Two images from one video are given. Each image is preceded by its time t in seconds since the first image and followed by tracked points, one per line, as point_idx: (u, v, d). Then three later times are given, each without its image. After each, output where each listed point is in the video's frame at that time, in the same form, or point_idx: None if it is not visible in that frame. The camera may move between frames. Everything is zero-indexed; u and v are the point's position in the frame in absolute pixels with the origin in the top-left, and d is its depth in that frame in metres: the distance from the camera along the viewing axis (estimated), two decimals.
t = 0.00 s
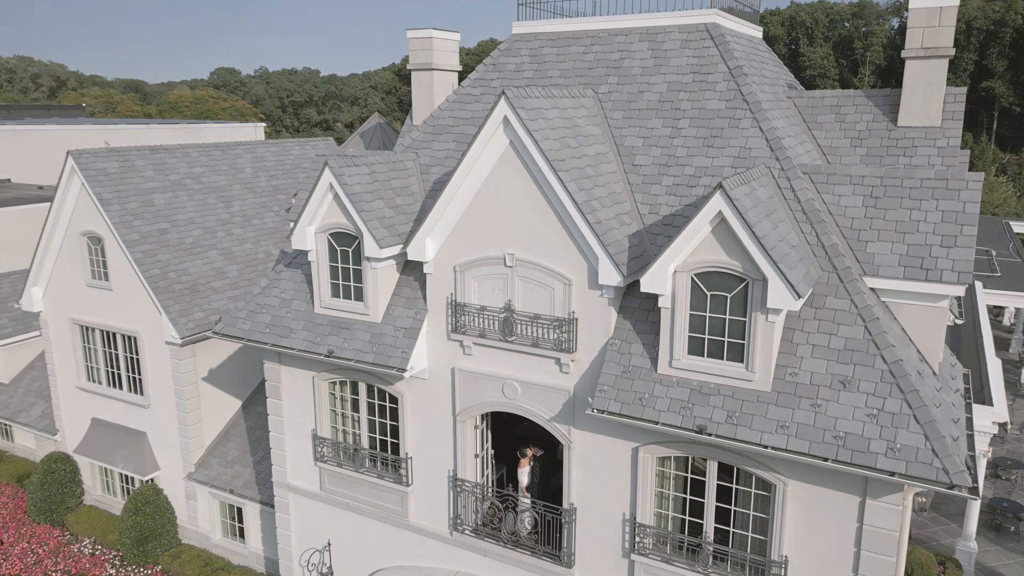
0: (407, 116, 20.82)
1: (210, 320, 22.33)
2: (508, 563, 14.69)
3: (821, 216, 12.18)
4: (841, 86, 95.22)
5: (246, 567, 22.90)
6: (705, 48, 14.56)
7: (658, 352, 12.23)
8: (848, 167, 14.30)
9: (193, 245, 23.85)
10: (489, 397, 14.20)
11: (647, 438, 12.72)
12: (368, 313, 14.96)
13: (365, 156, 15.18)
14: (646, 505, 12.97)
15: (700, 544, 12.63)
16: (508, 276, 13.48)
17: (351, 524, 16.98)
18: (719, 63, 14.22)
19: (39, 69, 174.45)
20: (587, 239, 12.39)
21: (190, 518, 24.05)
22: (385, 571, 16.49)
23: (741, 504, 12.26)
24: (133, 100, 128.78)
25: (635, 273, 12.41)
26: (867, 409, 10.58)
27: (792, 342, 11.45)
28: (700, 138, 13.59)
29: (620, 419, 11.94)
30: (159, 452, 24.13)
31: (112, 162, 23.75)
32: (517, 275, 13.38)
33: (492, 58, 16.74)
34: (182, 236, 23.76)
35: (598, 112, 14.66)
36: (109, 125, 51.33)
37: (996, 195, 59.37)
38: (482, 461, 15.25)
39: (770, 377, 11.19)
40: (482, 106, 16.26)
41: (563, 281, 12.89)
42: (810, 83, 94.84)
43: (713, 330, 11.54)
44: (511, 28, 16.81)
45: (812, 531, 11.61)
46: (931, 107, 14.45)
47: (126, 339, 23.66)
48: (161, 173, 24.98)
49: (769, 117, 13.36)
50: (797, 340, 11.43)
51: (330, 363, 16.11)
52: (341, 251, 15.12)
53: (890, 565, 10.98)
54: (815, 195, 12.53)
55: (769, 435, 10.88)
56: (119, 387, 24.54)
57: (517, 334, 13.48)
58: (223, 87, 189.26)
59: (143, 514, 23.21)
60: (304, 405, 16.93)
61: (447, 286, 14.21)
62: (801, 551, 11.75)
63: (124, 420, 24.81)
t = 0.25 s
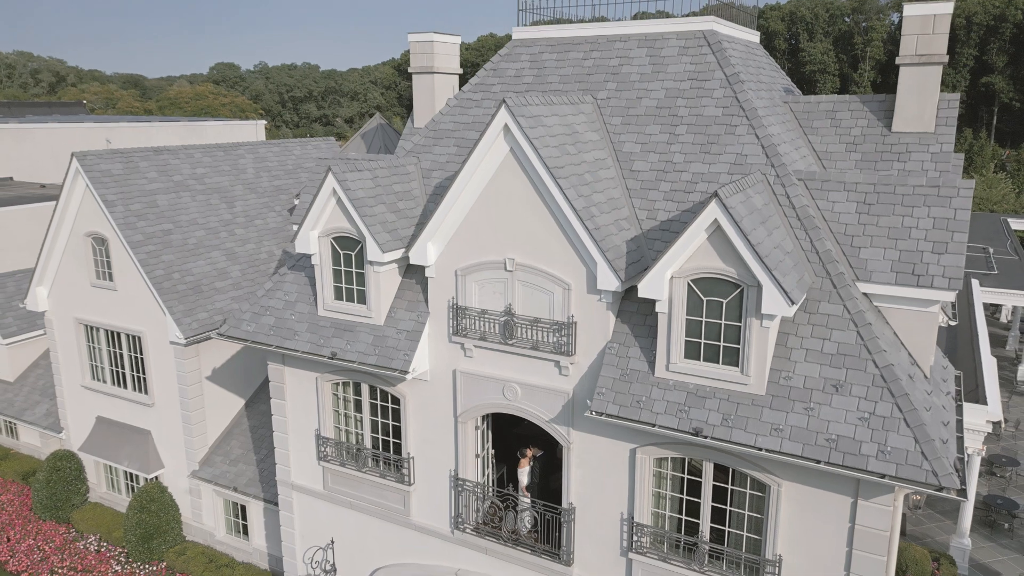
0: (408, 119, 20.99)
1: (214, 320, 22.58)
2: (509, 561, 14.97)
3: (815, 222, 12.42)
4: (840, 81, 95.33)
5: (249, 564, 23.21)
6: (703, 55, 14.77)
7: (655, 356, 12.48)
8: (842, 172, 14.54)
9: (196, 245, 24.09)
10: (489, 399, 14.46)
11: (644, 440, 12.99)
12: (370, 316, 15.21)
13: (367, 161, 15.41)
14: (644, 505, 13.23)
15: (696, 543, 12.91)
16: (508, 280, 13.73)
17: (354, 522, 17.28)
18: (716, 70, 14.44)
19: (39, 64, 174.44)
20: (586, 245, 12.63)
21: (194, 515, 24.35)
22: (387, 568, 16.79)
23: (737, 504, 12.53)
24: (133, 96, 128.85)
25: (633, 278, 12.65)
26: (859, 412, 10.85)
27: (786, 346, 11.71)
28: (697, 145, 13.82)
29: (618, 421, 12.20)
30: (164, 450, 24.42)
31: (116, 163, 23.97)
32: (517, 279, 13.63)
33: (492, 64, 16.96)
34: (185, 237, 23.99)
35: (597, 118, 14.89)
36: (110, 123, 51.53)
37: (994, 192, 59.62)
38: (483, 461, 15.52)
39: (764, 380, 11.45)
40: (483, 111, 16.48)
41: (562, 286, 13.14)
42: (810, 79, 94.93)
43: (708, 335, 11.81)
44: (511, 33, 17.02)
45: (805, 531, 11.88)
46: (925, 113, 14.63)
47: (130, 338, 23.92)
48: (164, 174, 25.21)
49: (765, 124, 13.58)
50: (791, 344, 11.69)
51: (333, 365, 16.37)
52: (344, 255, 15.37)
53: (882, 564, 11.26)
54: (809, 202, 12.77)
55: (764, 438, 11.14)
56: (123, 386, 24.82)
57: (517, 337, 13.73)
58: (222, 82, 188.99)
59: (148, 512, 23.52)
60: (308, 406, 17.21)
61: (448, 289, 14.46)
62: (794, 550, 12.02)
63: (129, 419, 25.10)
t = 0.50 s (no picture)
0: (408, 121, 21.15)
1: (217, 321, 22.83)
2: (509, 559, 15.26)
3: (809, 229, 12.66)
4: (840, 77, 95.31)
5: (253, 561, 23.52)
6: (700, 61, 14.99)
7: (653, 359, 12.74)
8: (837, 178, 14.79)
9: (200, 246, 24.33)
10: (490, 401, 14.72)
11: (642, 441, 13.26)
12: (373, 319, 15.46)
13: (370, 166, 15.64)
14: (641, 505, 13.51)
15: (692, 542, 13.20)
16: (509, 284, 13.98)
17: (357, 521, 17.57)
18: (714, 77, 14.67)
19: (38, 60, 174.36)
20: (584, 250, 12.87)
21: (198, 513, 24.65)
22: (390, 565, 17.10)
23: (732, 504, 12.81)
24: (133, 92, 128.85)
25: (631, 283, 12.89)
26: (851, 415, 11.11)
27: (780, 350, 11.98)
28: (695, 151, 14.05)
29: (616, 423, 12.46)
30: (168, 448, 24.69)
31: (120, 165, 24.19)
32: (518, 284, 13.88)
33: (493, 69, 17.19)
34: (189, 238, 24.23)
35: (596, 124, 15.12)
36: (111, 121, 51.68)
37: (993, 188, 59.77)
38: (484, 461, 15.79)
39: (758, 384, 11.71)
40: (483, 116, 16.70)
41: (561, 290, 13.39)
42: (810, 74, 94.91)
43: (705, 339, 12.07)
44: (511, 38, 17.22)
45: (799, 531, 12.16)
46: (918, 119, 14.83)
47: (134, 338, 24.18)
48: (168, 175, 25.43)
49: (761, 131, 13.80)
50: (786, 348, 11.95)
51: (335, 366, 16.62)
52: (348, 259, 15.63)
53: (873, 564, 11.53)
54: (804, 208, 13.02)
55: (758, 440, 11.40)
56: (127, 385, 25.09)
57: (517, 340, 13.98)
58: (222, 78, 188.67)
59: (153, 509, 23.81)
60: (311, 406, 17.48)
61: (450, 293, 14.71)
62: (788, 549, 12.30)
63: (133, 417, 25.38)
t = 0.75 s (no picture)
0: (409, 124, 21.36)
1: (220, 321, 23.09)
2: (509, 557, 15.56)
3: (804, 235, 12.91)
4: (840, 72, 95.33)
5: (257, 558, 23.83)
6: (698, 68, 15.21)
7: (650, 363, 13.00)
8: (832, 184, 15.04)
9: (203, 246, 24.57)
10: (491, 402, 14.99)
11: (640, 442, 13.53)
12: (375, 321, 15.72)
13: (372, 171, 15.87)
14: (639, 504, 13.79)
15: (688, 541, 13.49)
16: (509, 288, 14.23)
17: (359, 519, 17.86)
18: (711, 84, 14.90)
19: (37, 56, 174.15)
20: (583, 256, 13.11)
21: (201, 510, 24.96)
22: (392, 563, 17.43)
23: (727, 504, 13.09)
24: (132, 88, 128.79)
25: (630, 287, 13.13)
26: (843, 418, 11.37)
27: (775, 355, 12.24)
28: (692, 157, 14.28)
29: (614, 425, 12.73)
30: (171, 446, 24.97)
31: (124, 166, 24.41)
32: (518, 288, 14.13)
33: (493, 74, 17.43)
34: (192, 238, 24.46)
35: (595, 129, 15.35)
36: (111, 119, 51.82)
37: (991, 185, 59.97)
38: (484, 461, 16.06)
39: (753, 387, 11.98)
40: (483, 121, 16.94)
41: (561, 295, 13.64)
42: (809, 70, 94.93)
43: (701, 343, 12.34)
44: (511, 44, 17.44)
45: (793, 530, 12.44)
46: (912, 125, 15.03)
47: (138, 338, 24.45)
48: (171, 176, 25.65)
49: (757, 138, 14.03)
50: (780, 352, 12.22)
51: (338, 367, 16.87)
52: (350, 262, 15.88)
53: (865, 563, 11.81)
54: (798, 214, 13.27)
55: (753, 443, 11.66)
56: (131, 384, 25.36)
57: (518, 343, 14.23)
58: (222, 73, 188.27)
59: (158, 507, 24.12)
60: (314, 406, 17.75)
61: (451, 296, 14.96)
62: (782, 548, 12.58)
63: (137, 416, 25.66)
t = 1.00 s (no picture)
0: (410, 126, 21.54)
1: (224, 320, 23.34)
2: (509, 555, 15.85)
3: (799, 239, 13.17)
4: (840, 68, 95.34)
5: (260, 554, 24.15)
6: (695, 74, 15.44)
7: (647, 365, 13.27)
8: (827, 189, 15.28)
9: (206, 247, 24.81)
10: (492, 403, 15.25)
11: (637, 443, 13.82)
12: (377, 323, 15.98)
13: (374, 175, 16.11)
14: (636, 503, 14.07)
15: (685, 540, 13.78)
16: (509, 291, 14.48)
17: (363, 517, 18.15)
18: (708, 90, 15.13)
19: (37, 51, 173.99)
20: (582, 260, 13.36)
21: (205, 507, 25.26)
22: (394, 559, 17.75)
23: (723, 503, 13.36)
24: (132, 84, 128.70)
25: (628, 291, 13.37)
26: (836, 421, 11.63)
27: (770, 358, 12.51)
28: (689, 162, 14.52)
29: (612, 427, 13.00)
30: (175, 444, 25.24)
31: (127, 167, 24.63)
32: (518, 291, 14.38)
33: (493, 79, 17.67)
34: (195, 239, 24.69)
35: (594, 134, 15.59)
36: (113, 117, 51.98)
37: (990, 182, 60.14)
38: (485, 460, 16.33)
39: (748, 390, 12.24)
40: (484, 125, 17.17)
41: (560, 298, 13.89)
42: (809, 65, 94.93)
43: (697, 347, 12.60)
44: (512, 48, 17.66)
45: (787, 529, 12.73)
46: (906, 130, 15.20)
47: (142, 337, 24.71)
48: (174, 177, 25.87)
49: (753, 143, 14.26)
50: (776, 356, 12.48)
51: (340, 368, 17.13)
52: (353, 265, 16.13)
53: (857, 561, 12.08)
54: (793, 219, 13.52)
55: (748, 444, 11.92)
56: (136, 382, 25.63)
57: (518, 345, 14.49)
58: (221, 68, 188.18)
59: (162, 504, 24.41)
60: (317, 406, 18.03)
61: (452, 299, 15.22)
62: (776, 547, 12.87)
63: (141, 414, 25.93)
